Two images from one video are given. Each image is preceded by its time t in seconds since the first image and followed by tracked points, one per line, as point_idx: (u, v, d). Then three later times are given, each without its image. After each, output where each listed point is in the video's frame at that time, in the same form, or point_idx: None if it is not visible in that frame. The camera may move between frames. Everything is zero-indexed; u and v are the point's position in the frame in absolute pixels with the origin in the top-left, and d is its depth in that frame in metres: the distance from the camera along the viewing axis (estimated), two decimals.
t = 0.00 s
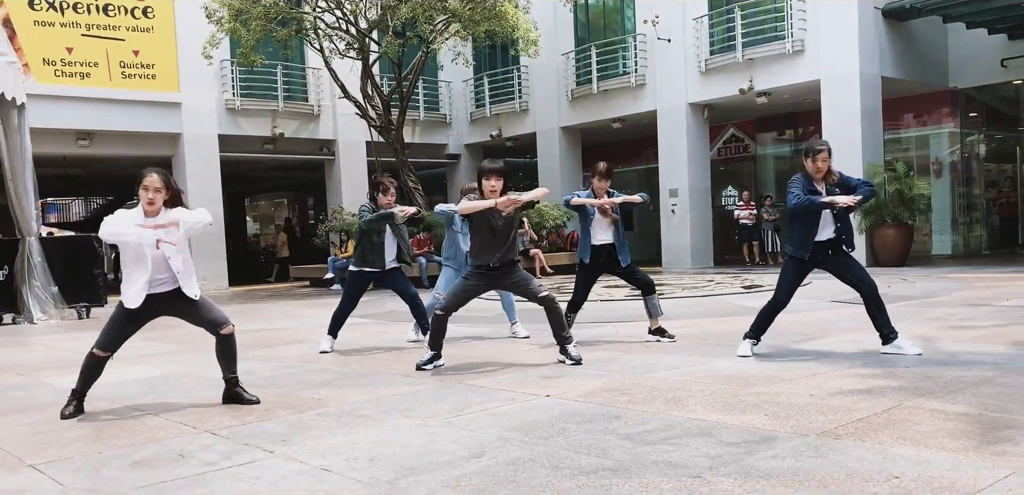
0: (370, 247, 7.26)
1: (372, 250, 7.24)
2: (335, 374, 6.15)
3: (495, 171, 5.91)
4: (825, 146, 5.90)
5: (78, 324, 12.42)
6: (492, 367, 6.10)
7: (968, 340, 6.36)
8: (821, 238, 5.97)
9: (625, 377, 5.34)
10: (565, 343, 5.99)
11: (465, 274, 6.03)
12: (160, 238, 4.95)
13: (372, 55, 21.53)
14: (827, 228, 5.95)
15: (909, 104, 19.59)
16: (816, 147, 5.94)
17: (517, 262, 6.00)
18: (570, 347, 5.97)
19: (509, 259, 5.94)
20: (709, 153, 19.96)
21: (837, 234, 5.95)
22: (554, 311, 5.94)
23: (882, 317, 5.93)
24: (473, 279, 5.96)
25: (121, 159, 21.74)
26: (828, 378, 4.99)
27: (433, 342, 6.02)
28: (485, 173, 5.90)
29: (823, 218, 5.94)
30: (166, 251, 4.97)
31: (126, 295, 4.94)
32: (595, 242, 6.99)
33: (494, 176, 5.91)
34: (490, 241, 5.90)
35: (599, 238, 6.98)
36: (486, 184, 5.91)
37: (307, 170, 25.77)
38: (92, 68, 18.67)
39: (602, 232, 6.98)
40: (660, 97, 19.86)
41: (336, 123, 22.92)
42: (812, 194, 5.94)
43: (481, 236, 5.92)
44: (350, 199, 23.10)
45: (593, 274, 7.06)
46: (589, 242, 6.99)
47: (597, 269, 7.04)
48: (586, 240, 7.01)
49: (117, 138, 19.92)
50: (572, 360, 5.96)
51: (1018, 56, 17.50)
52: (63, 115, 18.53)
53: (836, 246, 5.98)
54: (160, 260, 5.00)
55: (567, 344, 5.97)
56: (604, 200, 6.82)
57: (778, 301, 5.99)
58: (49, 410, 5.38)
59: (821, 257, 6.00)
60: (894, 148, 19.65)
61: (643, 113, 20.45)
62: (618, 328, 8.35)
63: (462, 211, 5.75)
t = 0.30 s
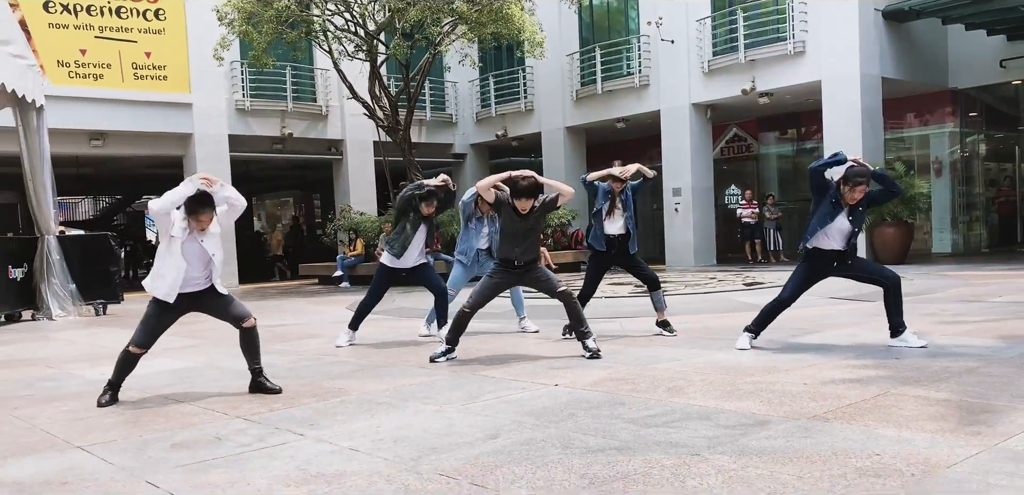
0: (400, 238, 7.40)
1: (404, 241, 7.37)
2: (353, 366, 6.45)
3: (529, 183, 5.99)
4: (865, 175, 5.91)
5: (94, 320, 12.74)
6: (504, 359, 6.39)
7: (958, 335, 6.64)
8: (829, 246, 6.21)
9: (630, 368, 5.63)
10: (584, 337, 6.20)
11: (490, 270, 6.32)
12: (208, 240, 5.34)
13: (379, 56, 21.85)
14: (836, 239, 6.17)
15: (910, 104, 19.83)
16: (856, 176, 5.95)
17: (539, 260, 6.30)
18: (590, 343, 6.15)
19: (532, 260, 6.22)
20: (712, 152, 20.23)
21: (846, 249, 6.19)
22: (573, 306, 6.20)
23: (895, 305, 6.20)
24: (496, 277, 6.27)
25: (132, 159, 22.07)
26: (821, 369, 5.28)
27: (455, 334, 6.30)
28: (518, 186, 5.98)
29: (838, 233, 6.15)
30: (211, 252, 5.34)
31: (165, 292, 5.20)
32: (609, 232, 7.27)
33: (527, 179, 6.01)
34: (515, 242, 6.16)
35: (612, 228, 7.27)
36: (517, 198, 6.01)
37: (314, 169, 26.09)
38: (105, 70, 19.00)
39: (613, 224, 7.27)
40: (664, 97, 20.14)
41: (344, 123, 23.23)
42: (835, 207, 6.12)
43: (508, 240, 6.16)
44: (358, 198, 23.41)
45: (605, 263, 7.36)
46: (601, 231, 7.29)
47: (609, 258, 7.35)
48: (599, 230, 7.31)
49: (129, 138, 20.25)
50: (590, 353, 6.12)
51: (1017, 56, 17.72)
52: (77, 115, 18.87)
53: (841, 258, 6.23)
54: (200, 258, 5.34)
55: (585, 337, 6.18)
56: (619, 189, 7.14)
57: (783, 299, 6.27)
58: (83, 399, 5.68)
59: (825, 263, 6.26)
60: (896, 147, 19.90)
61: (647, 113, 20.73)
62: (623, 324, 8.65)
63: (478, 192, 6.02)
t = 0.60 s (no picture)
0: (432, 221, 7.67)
1: (437, 222, 7.65)
2: (368, 355, 6.72)
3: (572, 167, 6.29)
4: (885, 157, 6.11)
5: (109, 314, 13.03)
6: (514, 348, 6.65)
7: (950, 324, 6.90)
8: (869, 228, 6.46)
9: (634, 355, 5.90)
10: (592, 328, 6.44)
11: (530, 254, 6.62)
12: (269, 227, 5.66)
13: (384, 54, 22.12)
14: (874, 220, 6.42)
15: (910, 100, 20.04)
16: (879, 158, 6.12)
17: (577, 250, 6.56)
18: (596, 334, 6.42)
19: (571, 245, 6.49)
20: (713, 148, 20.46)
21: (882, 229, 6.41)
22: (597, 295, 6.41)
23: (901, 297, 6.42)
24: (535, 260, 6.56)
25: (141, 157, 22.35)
26: (816, 355, 5.54)
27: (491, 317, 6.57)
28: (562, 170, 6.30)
29: (873, 216, 6.41)
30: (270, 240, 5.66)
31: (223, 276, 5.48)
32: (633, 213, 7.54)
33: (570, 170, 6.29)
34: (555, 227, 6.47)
35: (636, 209, 7.53)
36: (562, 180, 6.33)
37: (319, 166, 26.36)
38: (115, 68, 19.30)
39: (641, 206, 7.52)
40: (666, 94, 20.38)
41: (349, 120, 23.49)
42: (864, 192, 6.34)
43: (546, 223, 6.47)
44: (363, 194, 23.68)
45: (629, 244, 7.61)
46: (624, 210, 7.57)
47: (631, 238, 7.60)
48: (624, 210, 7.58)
49: (138, 135, 20.54)
50: (595, 342, 6.39)
51: (1015, 54, 17.93)
52: (87, 113, 19.16)
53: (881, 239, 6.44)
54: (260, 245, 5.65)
55: (594, 329, 6.42)
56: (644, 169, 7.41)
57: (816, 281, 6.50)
58: (111, 385, 5.96)
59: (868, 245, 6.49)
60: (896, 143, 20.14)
61: (650, 110, 20.97)
62: (627, 315, 8.91)
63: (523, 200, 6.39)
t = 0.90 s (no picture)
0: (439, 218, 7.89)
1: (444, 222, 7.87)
2: (372, 344, 6.89)
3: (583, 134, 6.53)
4: (878, 125, 6.40)
5: (115, 307, 13.19)
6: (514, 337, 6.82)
7: (943, 313, 7.05)
8: (878, 211, 6.57)
9: (632, 343, 6.06)
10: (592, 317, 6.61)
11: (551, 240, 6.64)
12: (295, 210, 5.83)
13: (386, 49, 22.25)
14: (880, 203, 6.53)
15: (909, 94, 20.15)
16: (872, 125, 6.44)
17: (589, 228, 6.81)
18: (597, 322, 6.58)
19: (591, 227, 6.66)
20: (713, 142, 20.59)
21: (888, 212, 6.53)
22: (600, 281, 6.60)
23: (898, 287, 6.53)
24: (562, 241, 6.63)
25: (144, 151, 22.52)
26: (809, 342, 5.69)
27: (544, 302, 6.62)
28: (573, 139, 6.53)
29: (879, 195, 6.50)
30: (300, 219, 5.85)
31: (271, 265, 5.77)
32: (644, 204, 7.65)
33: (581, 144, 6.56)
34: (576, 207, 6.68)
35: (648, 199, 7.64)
36: (572, 151, 6.57)
37: (321, 161, 26.52)
38: (118, 64, 19.45)
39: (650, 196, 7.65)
40: (666, 88, 20.50)
41: (351, 115, 23.63)
42: (869, 172, 6.54)
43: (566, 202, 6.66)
44: (365, 189, 23.85)
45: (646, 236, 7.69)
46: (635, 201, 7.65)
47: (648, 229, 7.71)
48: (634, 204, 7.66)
49: (141, 130, 20.68)
50: (599, 332, 6.57)
51: (1014, 48, 18.05)
52: (91, 108, 19.30)
53: (889, 223, 6.57)
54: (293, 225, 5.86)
55: (594, 318, 6.59)
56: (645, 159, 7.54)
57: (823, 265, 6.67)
58: (124, 373, 6.12)
59: (877, 229, 6.62)
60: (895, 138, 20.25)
61: (650, 104, 21.10)
62: (627, 307, 9.07)
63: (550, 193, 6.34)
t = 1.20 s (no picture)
0: (425, 210, 7.82)
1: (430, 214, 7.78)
2: (368, 340, 6.81)
3: (561, 108, 6.16)
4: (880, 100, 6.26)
5: (111, 300, 13.11)
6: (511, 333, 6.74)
7: (945, 308, 6.97)
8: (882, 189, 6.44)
9: (631, 340, 5.98)
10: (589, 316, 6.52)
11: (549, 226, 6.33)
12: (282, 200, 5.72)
13: (383, 40, 22.12)
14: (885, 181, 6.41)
15: (909, 84, 20.01)
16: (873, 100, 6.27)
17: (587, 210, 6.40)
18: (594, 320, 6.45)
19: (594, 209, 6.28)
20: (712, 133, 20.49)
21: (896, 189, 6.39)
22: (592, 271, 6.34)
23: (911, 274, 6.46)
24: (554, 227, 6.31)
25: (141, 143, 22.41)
26: (811, 338, 5.59)
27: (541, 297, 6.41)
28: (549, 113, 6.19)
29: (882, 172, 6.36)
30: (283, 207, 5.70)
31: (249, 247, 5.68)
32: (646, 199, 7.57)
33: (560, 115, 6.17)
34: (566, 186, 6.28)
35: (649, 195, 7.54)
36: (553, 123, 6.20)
37: (318, 153, 26.39)
38: (113, 55, 19.30)
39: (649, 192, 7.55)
40: (665, 79, 20.37)
41: (348, 106, 23.50)
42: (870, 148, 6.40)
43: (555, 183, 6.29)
44: (362, 181, 23.74)
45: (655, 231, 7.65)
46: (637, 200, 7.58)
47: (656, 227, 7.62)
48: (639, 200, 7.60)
49: (137, 123, 20.55)
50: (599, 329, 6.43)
51: (1015, 38, 17.94)
52: (87, 100, 19.17)
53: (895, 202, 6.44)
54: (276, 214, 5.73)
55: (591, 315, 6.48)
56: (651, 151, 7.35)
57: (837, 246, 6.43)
58: (117, 370, 6.05)
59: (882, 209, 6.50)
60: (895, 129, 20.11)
61: (649, 95, 20.98)
62: (626, 301, 9.00)
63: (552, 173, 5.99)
